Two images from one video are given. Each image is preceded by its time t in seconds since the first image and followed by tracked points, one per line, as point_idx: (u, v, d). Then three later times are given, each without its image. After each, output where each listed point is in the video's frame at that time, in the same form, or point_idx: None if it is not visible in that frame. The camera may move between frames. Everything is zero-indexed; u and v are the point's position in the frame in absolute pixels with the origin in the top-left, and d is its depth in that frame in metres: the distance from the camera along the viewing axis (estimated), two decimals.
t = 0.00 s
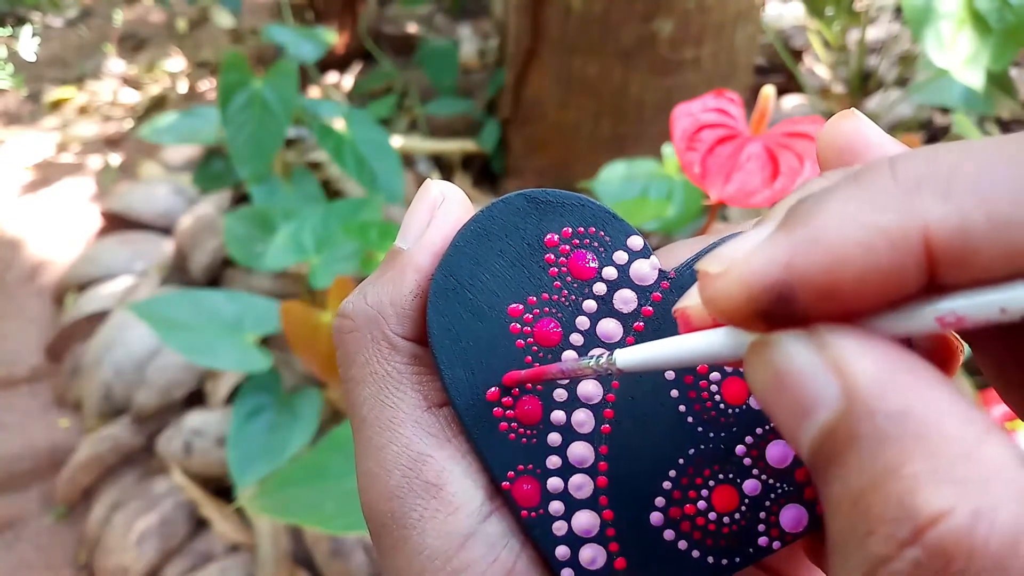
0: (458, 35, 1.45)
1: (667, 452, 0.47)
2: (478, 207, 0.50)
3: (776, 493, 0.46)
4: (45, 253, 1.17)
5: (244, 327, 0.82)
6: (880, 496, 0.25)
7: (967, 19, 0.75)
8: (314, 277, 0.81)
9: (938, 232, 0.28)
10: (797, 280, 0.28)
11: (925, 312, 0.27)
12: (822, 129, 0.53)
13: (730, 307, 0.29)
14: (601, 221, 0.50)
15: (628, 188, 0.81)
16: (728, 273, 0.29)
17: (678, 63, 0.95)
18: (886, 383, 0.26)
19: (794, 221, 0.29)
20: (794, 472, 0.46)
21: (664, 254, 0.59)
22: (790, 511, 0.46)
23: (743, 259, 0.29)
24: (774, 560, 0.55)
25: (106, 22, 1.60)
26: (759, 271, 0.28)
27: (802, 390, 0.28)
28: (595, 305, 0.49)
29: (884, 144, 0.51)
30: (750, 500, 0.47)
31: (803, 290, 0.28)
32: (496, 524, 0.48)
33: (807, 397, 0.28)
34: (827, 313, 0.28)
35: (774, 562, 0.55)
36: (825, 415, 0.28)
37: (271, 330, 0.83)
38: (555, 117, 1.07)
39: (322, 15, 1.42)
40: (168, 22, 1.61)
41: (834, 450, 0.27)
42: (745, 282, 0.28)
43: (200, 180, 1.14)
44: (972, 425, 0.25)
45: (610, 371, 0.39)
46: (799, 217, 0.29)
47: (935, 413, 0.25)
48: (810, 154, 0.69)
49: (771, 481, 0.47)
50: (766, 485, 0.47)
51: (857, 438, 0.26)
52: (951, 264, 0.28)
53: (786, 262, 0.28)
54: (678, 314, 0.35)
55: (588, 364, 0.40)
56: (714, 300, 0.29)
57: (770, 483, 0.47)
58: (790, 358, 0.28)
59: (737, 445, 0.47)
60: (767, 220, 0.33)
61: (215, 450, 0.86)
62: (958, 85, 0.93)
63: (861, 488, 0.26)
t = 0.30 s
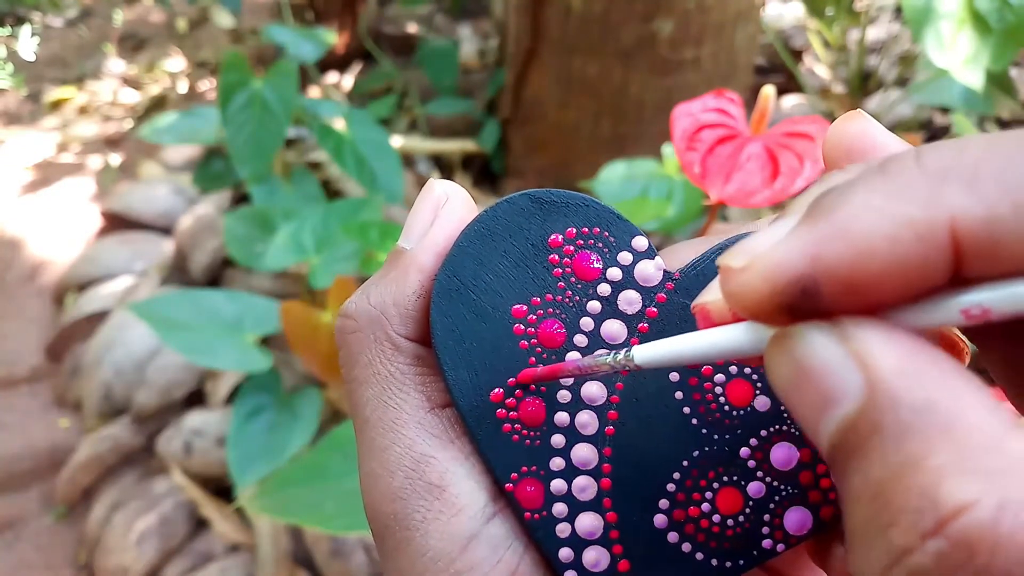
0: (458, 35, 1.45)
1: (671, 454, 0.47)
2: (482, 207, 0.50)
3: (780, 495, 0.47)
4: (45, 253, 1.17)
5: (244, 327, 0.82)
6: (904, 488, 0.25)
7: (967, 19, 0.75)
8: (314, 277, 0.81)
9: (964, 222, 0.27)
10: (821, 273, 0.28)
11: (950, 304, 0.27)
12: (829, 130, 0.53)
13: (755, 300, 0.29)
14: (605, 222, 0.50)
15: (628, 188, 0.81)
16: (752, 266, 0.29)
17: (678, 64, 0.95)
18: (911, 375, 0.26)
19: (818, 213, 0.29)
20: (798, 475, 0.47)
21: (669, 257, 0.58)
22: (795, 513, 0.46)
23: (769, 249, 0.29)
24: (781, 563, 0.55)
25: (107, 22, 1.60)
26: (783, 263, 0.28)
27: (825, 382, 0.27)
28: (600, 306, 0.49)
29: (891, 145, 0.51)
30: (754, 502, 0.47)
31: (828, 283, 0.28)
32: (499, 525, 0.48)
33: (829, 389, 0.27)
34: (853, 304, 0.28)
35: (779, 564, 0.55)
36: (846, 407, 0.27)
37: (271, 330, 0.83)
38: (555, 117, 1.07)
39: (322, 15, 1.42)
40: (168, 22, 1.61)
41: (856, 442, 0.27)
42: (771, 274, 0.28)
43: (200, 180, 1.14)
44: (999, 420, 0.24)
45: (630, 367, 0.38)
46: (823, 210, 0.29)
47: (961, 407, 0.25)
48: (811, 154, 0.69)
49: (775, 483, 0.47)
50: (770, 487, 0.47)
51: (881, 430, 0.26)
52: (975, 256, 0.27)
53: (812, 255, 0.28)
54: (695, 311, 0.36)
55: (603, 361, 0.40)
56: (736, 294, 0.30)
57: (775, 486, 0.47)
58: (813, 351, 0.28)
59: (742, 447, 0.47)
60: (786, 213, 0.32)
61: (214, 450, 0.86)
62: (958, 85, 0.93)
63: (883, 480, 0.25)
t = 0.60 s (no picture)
0: (458, 36, 1.45)
1: (672, 454, 0.47)
2: (483, 208, 0.50)
3: (781, 495, 0.47)
4: (45, 253, 1.17)
5: (243, 326, 0.82)
6: (918, 479, 0.24)
7: (967, 19, 0.75)
8: (314, 277, 0.81)
9: (981, 216, 0.27)
10: (838, 267, 0.27)
11: (966, 299, 0.27)
12: (829, 129, 0.53)
13: (772, 296, 0.29)
14: (606, 221, 0.50)
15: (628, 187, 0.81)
16: (769, 261, 0.28)
17: (678, 64, 0.95)
18: (929, 368, 0.26)
19: (834, 207, 0.29)
20: (799, 474, 0.47)
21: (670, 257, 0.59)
22: (796, 513, 0.46)
23: (785, 244, 0.28)
24: (782, 563, 0.55)
25: (106, 22, 1.60)
26: (799, 257, 0.28)
27: (839, 375, 0.27)
28: (601, 306, 0.49)
29: (891, 145, 0.51)
30: (756, 501, 0.47)
31: (845, 279, 0.28)
32: (500, 525, 0.48)
33: (843, 382, 0.27)
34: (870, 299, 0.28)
35: (780, 564, 0.55)
36: (860, 401, 0.27)
37: (270, 330, 0.83)
38: (555, 116, 1.07)
39: (322, 14, 1.42)
40: (168, 22, 1.61)
41: (869, 435, 0.26)
42: (787, 270, 0.28)
43: (200, 180, 1.14)
44: (1016, 414, 0.24)
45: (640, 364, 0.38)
46: (839, 205, 0.29)
47: (976, 399, 0.24)
48: (811, 154, 0.69)
49: (776, 483, 0.47)
50: (771, 487, 0.47)
51: (895, 422, 0.25)
52: (993, 251, 0.27)
53: (827, 249, 0.28)
54: (710, 307, 0.36)
55: (615, 356, 0.40)
56: (753, 291, 0.29)
57: (776, 485, 0.47)
58: (829, 344, 0.28)
59: (743, 447, 0.47)
60: (796, 210, 0.32)
61: (214, 450, 0.86)
62: (958, 85, 0.93)
63: (896, 471, 0.25)
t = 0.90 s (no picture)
0: (458, 36, 1.45)
1: (673, 455, 0.47)
2: (483, 208, 0.50)
3: (783, 496, 0.47)
4: (45, 253, 1.17)
5: (243, 327, 0.82)
6: (932, 473, 0.24)
7: (967, 19, 0.75)
8: (314, 277, 0.81)
9: (997, 211, 0.27)
10: (854, 264, 0.27)
11: (979, 294, 0.27)
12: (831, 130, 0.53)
13: (787, 294, 0.28)
14: (607, 221, 0.50)
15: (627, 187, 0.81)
16: (783, 259, 0.28)
17: (678, 64, 0.95)
18: (942, 364, 0.25)
19: (848, 202, 0.28)
20: (800, 475, 0.46)
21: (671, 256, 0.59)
22: (797, 514, 0.46)
23: (798, 242, 0.28)
24: (783, 563, 0.55)
25: (107, 22, 1.60)
26: (814, 255, 0.28)
27: (852, 370, 0.27)
28: (601, 306, 0.49)
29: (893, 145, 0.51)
30: (757, 502, 0.47)
31: (860, 275, 0.27)
32: (501, 526, 0.48)
33: (856, 377, 0.27)
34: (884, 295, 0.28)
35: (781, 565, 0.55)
36: (874, 395, 0.26)
37: (270, 330, 0.83)
38: (555, 116, 1.07)
39: (322, 14, 1.42)
40: (168, 22, 1.61)
41: (881, 430, 0.26)
42: (801, 267, 0.28)
43: (200, 180, 1.15)
44: None
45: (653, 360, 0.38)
46: (852, 201, 0.28)
47: (989, 395, 0.24)
48: (811, 153, 0.69)
49: (777, 484, 0.47)
50: (773, 488, 0.47)
51: (907, 417, 0.25)
52: (1011, 246, 0.27)
53: (843, 245, 0.27)
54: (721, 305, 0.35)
55: (626, 355, 0.40)
56: (766, 288, 0.29)
57: (777, 486, 0.47)
58: (843, 340, 0.27)
59: (743, 448, 0.47)
60: (805, 206, 0.32)
61: (214, 450, 0.86)
62: (958, 85, 0.93)
63: (908, 466, 0.25)
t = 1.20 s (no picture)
0: (458, 36, 1.45)
1: (674, 456, 0.47)
2: (484, 208, 0.50)
3: (784, 497, 0.47)
4: (45, 253, 1.17)
5: (243, 326, 0.82)
6: (933, 473, 0.24)
7: (967, 19, 0.75)
8: (314, 277, 0.81)
9: (1003, 209, 0.27)
10: (860, 265, 0.27)
11: (985, 294, 0.27)
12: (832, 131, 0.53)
13: (793, 297, 0.28)
14: (607, 222, 0.50)
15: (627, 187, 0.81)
16: (789, 260, 0.28)
17: (678, 64, 0.95)
18: (948, 363, 0.25)
19: (854, 203, 0.28)
20: (801, 476, 0.46)
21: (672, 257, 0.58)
22: (798, 515, 0.46)
23: (805, 242, 0.28)
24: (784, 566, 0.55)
25: (107, 22, 1.60)
26: (820, 256, 0.27)
27: (856, 370, 0.27)
28: (602, 307, 0.49)
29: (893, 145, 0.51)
30: (757, 503, 0.47)
31: (866, 275, 0.27)
32: (501, 526, 0.48)
33: (861, 376, 0.27)
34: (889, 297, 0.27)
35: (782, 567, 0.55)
36: (879, 395, 0.26)
37: (270, 330, 0.83)
38: (555, 116, 1.07)
39: (322, 14, 1.42)
40: (168, 22, 1.61)
41: (885, 429, 0.26)
42: (808, 268, 0.27)
43: (200, 180, 1.15)
44: None
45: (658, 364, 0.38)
46: (858, 200, 0.28)
47: (994, 394, 0.24)
48: (811, 153, 0.69)
49: (778, 484, 0.47)
50: (773, 489, 0.47)
51: (912, 416, 0.25)
52: (1017, 244, 0.27)
53: (849, 246, 0.27)
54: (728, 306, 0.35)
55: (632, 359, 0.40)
56: (772, 291, 0.28)
57: (778, 487, 0.47)
58: (849, 340, 0.27)
59: (744, 449, 0.47)
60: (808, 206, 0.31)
61: (214, 450, 0.86)
62: (958, 85, 0.93)
63: (912, 465, 0.24)
